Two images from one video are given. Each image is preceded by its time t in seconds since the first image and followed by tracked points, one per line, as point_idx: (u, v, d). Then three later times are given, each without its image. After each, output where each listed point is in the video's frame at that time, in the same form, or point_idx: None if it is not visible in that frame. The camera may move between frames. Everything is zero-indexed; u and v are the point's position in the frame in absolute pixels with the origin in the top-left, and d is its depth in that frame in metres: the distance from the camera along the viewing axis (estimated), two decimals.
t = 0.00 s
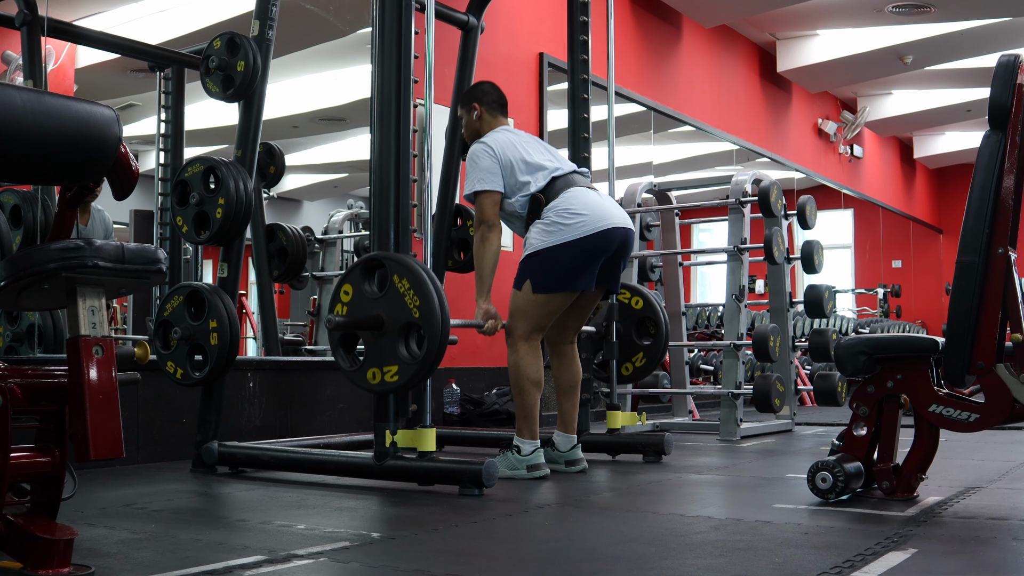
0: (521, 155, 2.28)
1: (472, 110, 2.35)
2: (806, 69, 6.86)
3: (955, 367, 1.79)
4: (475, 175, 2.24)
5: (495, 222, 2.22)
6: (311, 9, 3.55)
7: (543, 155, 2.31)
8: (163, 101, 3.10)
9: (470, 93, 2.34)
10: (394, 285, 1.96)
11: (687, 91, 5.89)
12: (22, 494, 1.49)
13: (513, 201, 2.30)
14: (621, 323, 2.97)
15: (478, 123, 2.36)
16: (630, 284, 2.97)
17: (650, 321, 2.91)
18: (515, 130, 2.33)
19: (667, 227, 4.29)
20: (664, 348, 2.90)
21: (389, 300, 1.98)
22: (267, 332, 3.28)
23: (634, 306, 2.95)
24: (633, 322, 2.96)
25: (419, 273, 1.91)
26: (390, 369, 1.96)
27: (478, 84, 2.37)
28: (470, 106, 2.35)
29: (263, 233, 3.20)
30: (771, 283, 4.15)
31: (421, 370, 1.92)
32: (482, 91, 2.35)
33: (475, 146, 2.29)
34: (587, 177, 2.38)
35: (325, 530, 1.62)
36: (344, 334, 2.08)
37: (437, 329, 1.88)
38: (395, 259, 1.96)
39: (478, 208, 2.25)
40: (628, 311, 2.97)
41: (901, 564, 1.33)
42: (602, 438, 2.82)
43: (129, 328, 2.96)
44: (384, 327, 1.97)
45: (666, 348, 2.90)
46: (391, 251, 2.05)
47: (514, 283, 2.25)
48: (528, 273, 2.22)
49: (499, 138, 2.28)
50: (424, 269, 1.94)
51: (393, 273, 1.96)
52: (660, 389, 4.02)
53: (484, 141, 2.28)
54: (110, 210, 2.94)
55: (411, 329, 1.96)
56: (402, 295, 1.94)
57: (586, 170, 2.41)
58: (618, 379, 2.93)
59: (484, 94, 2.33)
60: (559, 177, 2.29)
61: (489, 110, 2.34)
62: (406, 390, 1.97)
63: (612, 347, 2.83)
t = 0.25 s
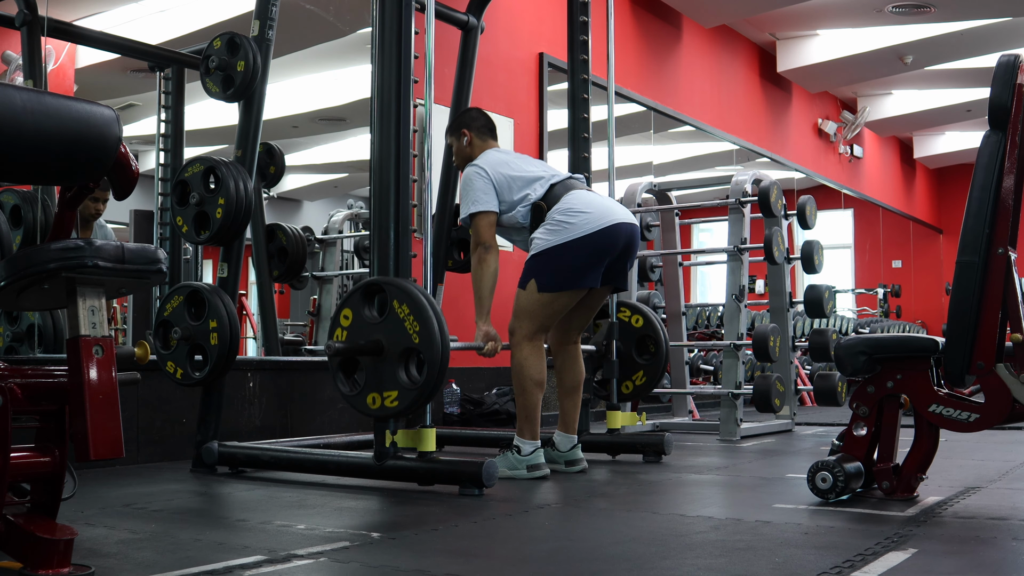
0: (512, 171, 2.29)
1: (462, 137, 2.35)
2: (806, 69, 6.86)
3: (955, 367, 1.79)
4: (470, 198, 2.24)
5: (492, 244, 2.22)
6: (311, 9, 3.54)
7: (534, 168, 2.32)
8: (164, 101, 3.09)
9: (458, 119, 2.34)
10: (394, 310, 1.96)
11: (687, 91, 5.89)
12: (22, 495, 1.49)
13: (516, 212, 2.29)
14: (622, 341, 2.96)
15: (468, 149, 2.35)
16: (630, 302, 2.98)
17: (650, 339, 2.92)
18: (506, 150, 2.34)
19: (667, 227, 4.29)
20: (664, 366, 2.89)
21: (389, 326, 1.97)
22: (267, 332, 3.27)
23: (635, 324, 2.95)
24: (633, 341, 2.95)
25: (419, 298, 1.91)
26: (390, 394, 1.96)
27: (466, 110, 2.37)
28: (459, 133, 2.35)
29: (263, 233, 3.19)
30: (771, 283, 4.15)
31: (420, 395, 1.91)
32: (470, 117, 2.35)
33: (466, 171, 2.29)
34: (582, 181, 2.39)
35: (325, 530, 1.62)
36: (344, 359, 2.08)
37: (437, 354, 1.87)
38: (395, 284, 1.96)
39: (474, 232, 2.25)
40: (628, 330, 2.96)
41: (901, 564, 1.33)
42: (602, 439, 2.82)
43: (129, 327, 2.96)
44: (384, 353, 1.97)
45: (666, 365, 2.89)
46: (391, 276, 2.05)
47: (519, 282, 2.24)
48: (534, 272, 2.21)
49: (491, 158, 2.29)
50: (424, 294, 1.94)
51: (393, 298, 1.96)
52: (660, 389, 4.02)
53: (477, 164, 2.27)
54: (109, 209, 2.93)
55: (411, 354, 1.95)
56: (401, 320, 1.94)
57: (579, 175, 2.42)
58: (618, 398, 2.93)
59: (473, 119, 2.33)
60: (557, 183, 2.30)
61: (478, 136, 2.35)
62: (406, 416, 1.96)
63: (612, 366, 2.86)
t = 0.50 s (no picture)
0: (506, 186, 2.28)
1: (457, 159, 2.35)
2: (806, 69, 6.86)
3: (955, 368, 1.79)
4: (467, 218, 2.24)
5: (490, 262, 2.20)
6: (311, 10, 3.55)
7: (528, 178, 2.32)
8: (164, 101, 3.10)
9: (452, 142, 2.35)
10: (393, 332, 1.95)
11: (687, 91, 5.89)
12: (22, 495, 1.49)
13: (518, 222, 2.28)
14: (622, 357, 2.97)
15: (463, 170, 2.36)
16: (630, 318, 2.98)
17: (650, 355, 2.92)
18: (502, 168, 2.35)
19: (667, 227, 4.29)
20: (665, 382, 2.89)
21: (389, 348, 1.96)
22: (267, 332, 3.27)
23: (634, 340, 2.95)
24: (633, 357, 2.96)
25: (419, 322, 1.90)
26: (390, 417, 1.95)
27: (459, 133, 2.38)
28: (454, 155, 2.36)
29: (263, 233, 3.19)
30: (771, 283, 4.15)
31: (421, 419, 1.90)
32: (464, 139, 2.35)
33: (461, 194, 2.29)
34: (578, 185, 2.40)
35: (325, 530, 1.62)
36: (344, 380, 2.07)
37: (437, 378, 1.86)
38: (395, 307, 1.95)
39: (473, 251, 2.24)
40: (628, 346, 2.96)
41: (901, 565, 1.33)
42: (602, 439, 2.82)
43: (129, 328, 2.96)
44: (384, 375, 1.96)
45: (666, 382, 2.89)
46: (391, 298, 2.04)
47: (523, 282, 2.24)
48: (538, 272, 2.21)
49: (485, 178, 2.30)
50: (424, 317, 1.93)
51: (393, 321, 1.95)
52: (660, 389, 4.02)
53: (473, 185, 2.28)
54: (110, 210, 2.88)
55: (411, 377, 1.94)
56: (401, 343, 1.93)
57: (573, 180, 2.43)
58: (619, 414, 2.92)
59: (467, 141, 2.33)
60: (556, 188, 2.30)
61: (473, 157, 2.35)
62: (407, 438, 1.96)
63: (613, 383, 2.80)
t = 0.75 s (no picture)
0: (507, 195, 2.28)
1: (457, 171, 2.35)
2: (806, 69, 6.86)
3: (956, 368, 1.79)
4: (468, 230, 2.23)
5: (490, 274, 2.20)
6: (311, 9, 3.55)
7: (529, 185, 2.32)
8: (164, 101, 3.11)
9: (452, 154, 2.34)
10: (393, 347, 1.95)
11: (687, 91, 5.89)
12: (22, 495, 1.49)
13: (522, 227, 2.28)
14: (622, 365, 2.99)
15: (464, 181, 2.36)
16: (629, 326, 2.99)
17: (650, 364, 2.94)
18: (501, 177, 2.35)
19: (667, 227, 4.29)
20: (665, 389, 2.92)
21: (388, 363, 1.96)
22: (267, 332, 3.28)
23: (634, 347, 2.97)
24: (632, 364, 2.98)
25: (418, 337, 1.90)
26: (390, 431, 1.95)
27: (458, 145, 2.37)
28: (454, 167, 2.36)
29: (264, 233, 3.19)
30: (771, 283, 4.15)
31: (421, 434, 1.90)
32: (465, 150, 2.35)
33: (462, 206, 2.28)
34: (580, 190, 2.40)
35: (325, 530, 1.62)
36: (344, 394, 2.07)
37: (437, 393, 1.86)
38: (394, 322, 1.95)
39: (474, 262, 2.24)
40: (628, 353, 2.98)
41: (901, 565, 1.33)
42: (602, 439, 2.82)
43: (129, 328, 2.96)
44: (383, 390, 1.96)
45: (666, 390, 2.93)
46: (390, 312, 2.04)
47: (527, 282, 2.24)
48: (542, 273, 2.21)
49: (484, 188, 2.30)
50: (424, 332, 1.93)
51: (393, 336, 1.95)
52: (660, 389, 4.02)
53: (472, 196, 2.27)
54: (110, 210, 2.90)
55: (411, 392, 1.94)
56: (401, 358, 1.93)
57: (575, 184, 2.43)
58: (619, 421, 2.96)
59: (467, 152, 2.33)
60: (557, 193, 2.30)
61: (473, 168, 2.34)
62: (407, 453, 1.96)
63: (612, 391, 2.88)
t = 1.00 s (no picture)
0: (510, 187, 2.29)
1: (462, 155, 2.36)
2: (806, 69, 6.86)
3: (955, 367, 1.79)
4: (470, 218, 2.24)
5: (492, 263, 2.20)
6: (311, 9, 3.54)
7: (533, 178, 2.32)
8: (164, 101, 3.10)
9: (458, 138, 2.35)
10: (393, 334, 1.95)
11: (687, 91, 5.89)
12: (22, 495, 1.49)
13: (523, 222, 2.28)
14: (622, 355, 2.96)
15: (467, 167, 2.36)
16: (629, 317, 2.99)
17: (650, 355, 2.92)
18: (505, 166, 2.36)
19: (667, 227, 4.29)
20: (665, 382, 2.88)
21: (388, 349, 1.96)
22: (267, 332, 3.28)
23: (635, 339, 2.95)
24: (633, 356, 2.95)
25: (418, 323, 1.90)
26: (390, 417, 1.94)
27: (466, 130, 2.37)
28: (460, 152, 2.36)
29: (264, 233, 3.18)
30: (771, 283, 4.15)
31: (421, 419, 1.89)
32: (471, 135, 2.35)
33: (464, 193, 2.29)
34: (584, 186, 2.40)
35: (325, 530, 1.62)
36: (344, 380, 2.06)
37: (437, 378, 1.86)
38: (395, 308, 1.95)
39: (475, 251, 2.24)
40: (628, 344, 2.96)
41: (901, 565, 1.33)
42: (602, 439, 2.82)
43: (129, 328, 2.96)
44: (383, 376, 1.96)
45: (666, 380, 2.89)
46: (391, 299, 2.04)
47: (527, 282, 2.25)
48: (542, 273, 2.21)
49: (487, 176, 2.30)
50: (424, 318, 1.93)
51: (393, 322, 1.94)
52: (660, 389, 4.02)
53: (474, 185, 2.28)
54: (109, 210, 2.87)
55: (411, 377, 1.94)
56: (401, 344, 1.93)
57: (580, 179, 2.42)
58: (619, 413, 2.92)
59: (474, 137, 2.33)
60: (559, 188, 2.31)
61: (478, 154, 2.35)
62: (407, 439, 1.95)
63: (612, 381, 2.83)
